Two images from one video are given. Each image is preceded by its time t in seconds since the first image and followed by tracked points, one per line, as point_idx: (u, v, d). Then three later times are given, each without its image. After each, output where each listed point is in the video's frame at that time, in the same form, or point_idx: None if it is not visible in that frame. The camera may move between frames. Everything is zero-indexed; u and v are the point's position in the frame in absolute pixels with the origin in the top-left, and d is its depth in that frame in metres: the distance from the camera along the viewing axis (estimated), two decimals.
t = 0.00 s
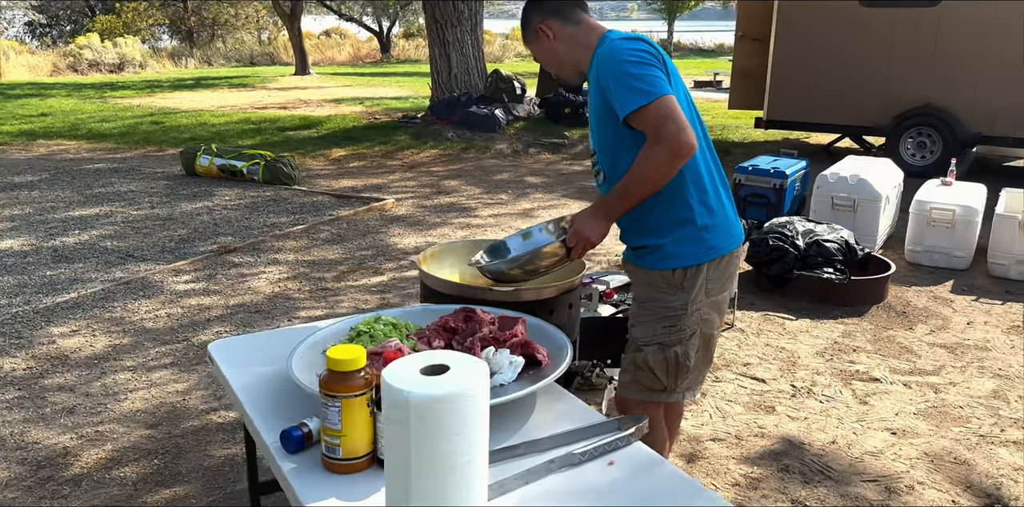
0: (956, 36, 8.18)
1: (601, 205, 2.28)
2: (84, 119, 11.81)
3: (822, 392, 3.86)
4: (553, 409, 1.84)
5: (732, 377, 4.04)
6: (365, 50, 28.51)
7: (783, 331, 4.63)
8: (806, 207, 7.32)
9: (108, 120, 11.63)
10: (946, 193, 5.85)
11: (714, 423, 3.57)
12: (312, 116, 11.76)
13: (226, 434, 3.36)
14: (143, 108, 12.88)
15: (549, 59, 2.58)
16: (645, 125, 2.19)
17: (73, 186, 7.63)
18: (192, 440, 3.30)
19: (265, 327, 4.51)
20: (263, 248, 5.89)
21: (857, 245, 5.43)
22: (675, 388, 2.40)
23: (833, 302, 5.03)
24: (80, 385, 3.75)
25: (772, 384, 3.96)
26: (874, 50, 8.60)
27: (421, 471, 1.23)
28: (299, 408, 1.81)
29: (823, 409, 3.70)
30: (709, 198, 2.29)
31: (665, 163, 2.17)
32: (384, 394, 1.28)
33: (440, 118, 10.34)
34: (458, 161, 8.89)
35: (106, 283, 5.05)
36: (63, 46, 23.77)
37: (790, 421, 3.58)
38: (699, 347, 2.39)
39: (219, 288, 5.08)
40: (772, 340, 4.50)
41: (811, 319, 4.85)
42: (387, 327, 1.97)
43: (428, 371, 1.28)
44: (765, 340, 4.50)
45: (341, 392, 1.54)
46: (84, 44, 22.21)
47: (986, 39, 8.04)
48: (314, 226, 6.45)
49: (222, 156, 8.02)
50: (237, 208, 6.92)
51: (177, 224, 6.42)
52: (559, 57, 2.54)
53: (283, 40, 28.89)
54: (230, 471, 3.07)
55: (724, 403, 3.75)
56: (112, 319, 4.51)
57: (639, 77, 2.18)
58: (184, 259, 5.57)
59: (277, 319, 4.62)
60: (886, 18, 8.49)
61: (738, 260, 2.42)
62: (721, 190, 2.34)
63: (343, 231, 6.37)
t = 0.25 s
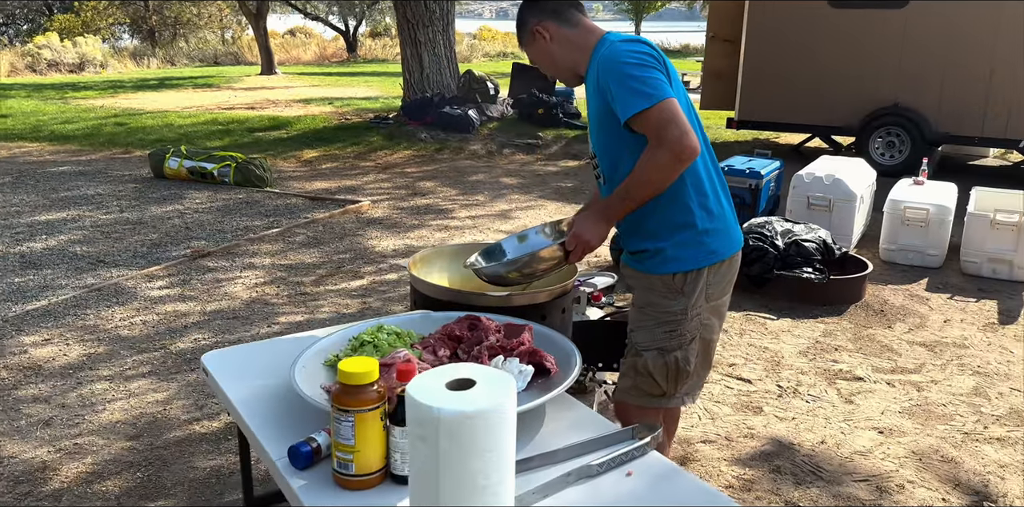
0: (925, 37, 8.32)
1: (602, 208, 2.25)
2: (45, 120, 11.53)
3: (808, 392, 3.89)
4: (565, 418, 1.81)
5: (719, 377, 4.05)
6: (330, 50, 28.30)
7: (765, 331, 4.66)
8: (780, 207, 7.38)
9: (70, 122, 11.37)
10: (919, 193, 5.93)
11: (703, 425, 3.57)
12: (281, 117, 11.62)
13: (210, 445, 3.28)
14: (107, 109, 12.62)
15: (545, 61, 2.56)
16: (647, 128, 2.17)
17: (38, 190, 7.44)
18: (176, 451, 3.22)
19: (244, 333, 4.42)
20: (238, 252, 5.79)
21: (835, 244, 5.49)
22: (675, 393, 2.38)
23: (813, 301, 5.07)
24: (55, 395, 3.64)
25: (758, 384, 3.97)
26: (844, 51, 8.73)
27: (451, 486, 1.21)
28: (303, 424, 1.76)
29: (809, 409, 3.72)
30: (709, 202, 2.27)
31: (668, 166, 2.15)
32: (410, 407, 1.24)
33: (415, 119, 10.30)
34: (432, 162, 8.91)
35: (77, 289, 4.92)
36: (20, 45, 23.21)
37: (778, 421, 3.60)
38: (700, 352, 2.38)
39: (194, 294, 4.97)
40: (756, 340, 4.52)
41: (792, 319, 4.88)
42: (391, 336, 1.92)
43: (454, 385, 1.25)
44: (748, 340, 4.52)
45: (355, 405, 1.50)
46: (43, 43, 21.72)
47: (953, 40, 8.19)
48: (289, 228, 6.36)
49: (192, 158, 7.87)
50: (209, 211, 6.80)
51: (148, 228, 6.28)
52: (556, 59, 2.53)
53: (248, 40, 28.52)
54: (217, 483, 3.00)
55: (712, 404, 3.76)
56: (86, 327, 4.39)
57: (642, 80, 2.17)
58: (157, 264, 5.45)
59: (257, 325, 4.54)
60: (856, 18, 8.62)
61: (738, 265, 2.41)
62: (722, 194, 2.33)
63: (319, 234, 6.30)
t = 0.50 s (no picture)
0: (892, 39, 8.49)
1: (599, 218, 2.27)
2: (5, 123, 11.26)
3: (790, 392, 3.93)
4: (570, 426, 1.81)
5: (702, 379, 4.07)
6: (296, 50, 28.08)
7: (745, 331, 4.70)
8: (753, 207, 7.45)
9: (32, 124, 11.12)
10: (889, 193, 6.03)
11: (689, 427, 3.58)
12: (249, 119, 11.48)
13: (192, 456, 3.21)
14: (69, 111, 12.36)
15: (535, 64, 2.54)
16: (645, 138, 2.19)
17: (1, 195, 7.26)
18: (157, 463, 3.15)
19: (222, 341, 4.34)
20: (211, 258, 5.69)
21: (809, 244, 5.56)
22: (673, 398, 2.40)
23: (790, 301, 5.12)
24: (29, 407, 3.54)
25: (740, 385, 4.00)
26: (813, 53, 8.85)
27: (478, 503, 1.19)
28: (306, 437, 1.73)
29: (793, 409, 3.76)
30: (705, 208, 2.30)
31: (666, 175, 2.18)
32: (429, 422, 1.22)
33: (385, 120, 10.29)
34: (405, 163, 8.94)
35: (47, 298, 4.80)
36: None
37: (763, 422, 3.62)
38: (698, 356, 2.40)
39: (168, 300, 4.88)
40: (735, 340, 4.56)
41: (770, 319, 4.93)
42: (390, 347, 1.90)
43: (476, 399, 1.23)
44: (727, 341, 4.55)
45: (364, 420, 1.47)
46: None
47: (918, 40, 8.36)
48: (262, 233, 6.28)
49: (160, 161, 7.73)
50: (179, 215, 6.68)
51: (118, 233, 6.16)
52: (546, 63, 2.51)
53: (211, 41, 28.15)
54: (201, 495, 2.94)
55: (697, 406, 3.77)
56: (58, 336, 4.28)
57: (638, 89, 2.18)
58: (128, 270, 5.34)
59: (234, 332, 4.46)
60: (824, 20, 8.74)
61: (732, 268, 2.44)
62: (716, 199, 2.36)
63: (293, 238, 6.23)
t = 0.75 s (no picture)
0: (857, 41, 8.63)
1: (593, 219, 2.29)
2: None
3: (771, 391, 3.96)
4: (572, 431, 1.79)
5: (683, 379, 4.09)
6: (261, 50, 27.80)
7: (723, 330, 4.74)
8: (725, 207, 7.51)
9: None
10: (860, 192, 6.12)
11: (673, 427, 3.60)
12: (217, 120, 11.34)
13: (173, 465, 3.15)
14: (30, 113, 12.10)
15: (526, 69, 2.56)
16: (638, 140, 2.23)
17: None
18: (137, 474, 3.09)
19: (198, 347, 4.27)
20: (183, 262, 5.60)
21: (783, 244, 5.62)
22: (664, 400, 2.40)
23: (766, 300, 5.18)
24: (2, 418, 3.45)
25: (721, 384, 4.03)
26: (781, 54, 8.97)
27: None
28: (311, 447, 1.71)
29: (773, 407, 3.79)
30: (697, 210, 2.33)
31: (660, 176, 2.21)
32: (445, 430, 1.20)
33: (355, 121, 10.19)
34: (377, 165, 8.95)
35: (15, 305, 4.69)
36: None
37: (745, 421, 3.65)
38: (689, 358, 2.42)
39: (141, 306, 4.79)
40: (714, 340, 4.59)
41: (747, 318, 4.97)
42: (389, 354, 1.87)
43: (492, 406, 1.22)
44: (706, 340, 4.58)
45: (369, 428, 1.45)
46: None
47: (882, 39, 8.54)
48: (235, 236, 6.19)
49: (127, 164, 7.59)
50: (148, 219, 6.57)
51: (86, 238, 6.03)
52: (537, 67, 2.52)
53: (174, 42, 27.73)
54: (184, 506, 2.89)
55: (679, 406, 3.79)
56: (27, 345, 4.18)
57: (633, 91, 2.22)
58: (98, 276, 5.24)
59: (210, 338, 4.39)
60: (791, 22, 8.86)
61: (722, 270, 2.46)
62: (707, 201, 2.39)
63: (267, 242, 6.16)
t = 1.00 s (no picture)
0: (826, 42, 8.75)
1: (590, 221, 2.30)
2: None
3: (753, 388, 4.00)
4: (580, 432, 1.80)
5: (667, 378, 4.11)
6: (224, 51, 27.47)
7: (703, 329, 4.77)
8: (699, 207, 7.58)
9: None
10: (831, 191, 6.21)
11: (659, 426, 3.62)
12: (184, 122, 11.18)
13: (157, 474, 3.10)
14: None
15: (515, 71, 2.54)
16: (635, 142, 2.24)
17: None
18: (120, 483, 3.03)
19: (176, 354, 4.19)
20: (156, 266, 5.50)
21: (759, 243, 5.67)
22: (663, 399, 2.43)
23: (744, 299, 5.23)
24: None
25: (705, 382, 4.06)
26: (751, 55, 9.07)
27: None
28: (316, 455, 1.69)
29: (757, 405, 3.83)
30: (691, 210, 2.36)
31: (656, 178, 2.23)
32: (469, 437, 1.18)
33: (326, 122, 10.16)
34: (349, 167, 8.92)
35: None
36: None
37: (730, 419, 3.68)
38: (685, 357, 2.45)
39: (115, 312, 4.70)
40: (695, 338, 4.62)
41: (726, 317, 5.02)
42: (392, 359, 1.86)
43: (516, 411, 1.21)
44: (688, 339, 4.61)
45: (383, 435, 1.44)
46: None
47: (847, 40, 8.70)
48: (208, 240, 6.10)
49: (95, 167, 7.45)
50: (119, 223, 6.45)
51: (55, 243, 5.91)
52: (528, 69, 2.51)
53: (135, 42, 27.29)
54: None
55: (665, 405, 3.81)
56: None
57: (628, 93, 2.24)
58: (70, 282, 5.13)
59: (188, 344, 4.32)
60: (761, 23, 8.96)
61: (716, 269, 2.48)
62: (701, 201, 2.41)
63: (241, 245, 6.08)
